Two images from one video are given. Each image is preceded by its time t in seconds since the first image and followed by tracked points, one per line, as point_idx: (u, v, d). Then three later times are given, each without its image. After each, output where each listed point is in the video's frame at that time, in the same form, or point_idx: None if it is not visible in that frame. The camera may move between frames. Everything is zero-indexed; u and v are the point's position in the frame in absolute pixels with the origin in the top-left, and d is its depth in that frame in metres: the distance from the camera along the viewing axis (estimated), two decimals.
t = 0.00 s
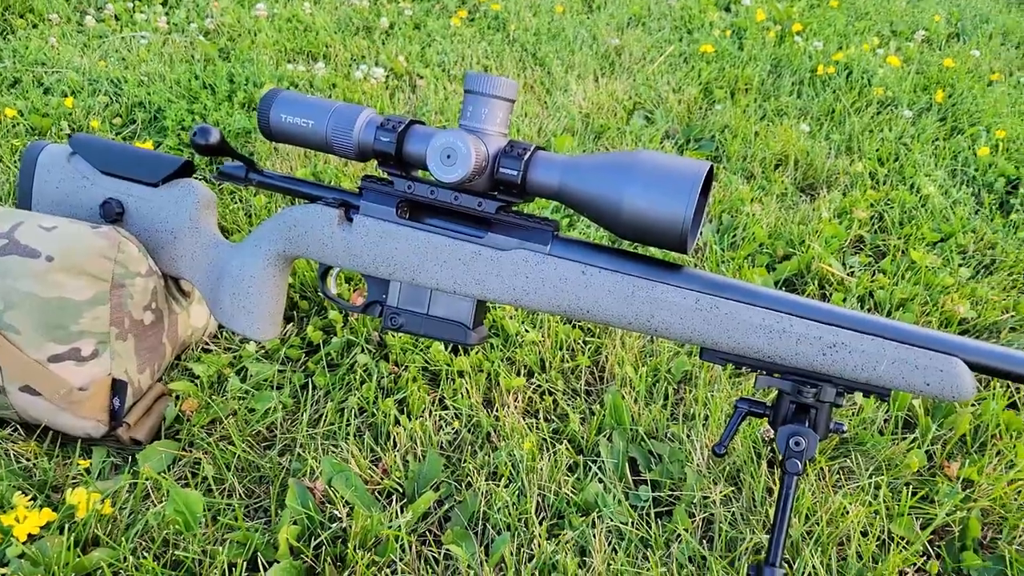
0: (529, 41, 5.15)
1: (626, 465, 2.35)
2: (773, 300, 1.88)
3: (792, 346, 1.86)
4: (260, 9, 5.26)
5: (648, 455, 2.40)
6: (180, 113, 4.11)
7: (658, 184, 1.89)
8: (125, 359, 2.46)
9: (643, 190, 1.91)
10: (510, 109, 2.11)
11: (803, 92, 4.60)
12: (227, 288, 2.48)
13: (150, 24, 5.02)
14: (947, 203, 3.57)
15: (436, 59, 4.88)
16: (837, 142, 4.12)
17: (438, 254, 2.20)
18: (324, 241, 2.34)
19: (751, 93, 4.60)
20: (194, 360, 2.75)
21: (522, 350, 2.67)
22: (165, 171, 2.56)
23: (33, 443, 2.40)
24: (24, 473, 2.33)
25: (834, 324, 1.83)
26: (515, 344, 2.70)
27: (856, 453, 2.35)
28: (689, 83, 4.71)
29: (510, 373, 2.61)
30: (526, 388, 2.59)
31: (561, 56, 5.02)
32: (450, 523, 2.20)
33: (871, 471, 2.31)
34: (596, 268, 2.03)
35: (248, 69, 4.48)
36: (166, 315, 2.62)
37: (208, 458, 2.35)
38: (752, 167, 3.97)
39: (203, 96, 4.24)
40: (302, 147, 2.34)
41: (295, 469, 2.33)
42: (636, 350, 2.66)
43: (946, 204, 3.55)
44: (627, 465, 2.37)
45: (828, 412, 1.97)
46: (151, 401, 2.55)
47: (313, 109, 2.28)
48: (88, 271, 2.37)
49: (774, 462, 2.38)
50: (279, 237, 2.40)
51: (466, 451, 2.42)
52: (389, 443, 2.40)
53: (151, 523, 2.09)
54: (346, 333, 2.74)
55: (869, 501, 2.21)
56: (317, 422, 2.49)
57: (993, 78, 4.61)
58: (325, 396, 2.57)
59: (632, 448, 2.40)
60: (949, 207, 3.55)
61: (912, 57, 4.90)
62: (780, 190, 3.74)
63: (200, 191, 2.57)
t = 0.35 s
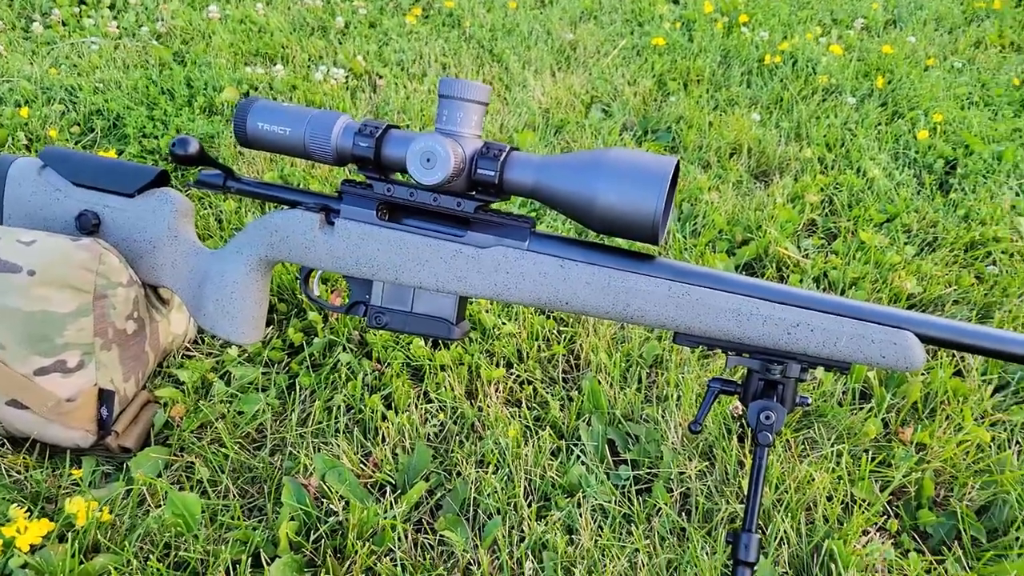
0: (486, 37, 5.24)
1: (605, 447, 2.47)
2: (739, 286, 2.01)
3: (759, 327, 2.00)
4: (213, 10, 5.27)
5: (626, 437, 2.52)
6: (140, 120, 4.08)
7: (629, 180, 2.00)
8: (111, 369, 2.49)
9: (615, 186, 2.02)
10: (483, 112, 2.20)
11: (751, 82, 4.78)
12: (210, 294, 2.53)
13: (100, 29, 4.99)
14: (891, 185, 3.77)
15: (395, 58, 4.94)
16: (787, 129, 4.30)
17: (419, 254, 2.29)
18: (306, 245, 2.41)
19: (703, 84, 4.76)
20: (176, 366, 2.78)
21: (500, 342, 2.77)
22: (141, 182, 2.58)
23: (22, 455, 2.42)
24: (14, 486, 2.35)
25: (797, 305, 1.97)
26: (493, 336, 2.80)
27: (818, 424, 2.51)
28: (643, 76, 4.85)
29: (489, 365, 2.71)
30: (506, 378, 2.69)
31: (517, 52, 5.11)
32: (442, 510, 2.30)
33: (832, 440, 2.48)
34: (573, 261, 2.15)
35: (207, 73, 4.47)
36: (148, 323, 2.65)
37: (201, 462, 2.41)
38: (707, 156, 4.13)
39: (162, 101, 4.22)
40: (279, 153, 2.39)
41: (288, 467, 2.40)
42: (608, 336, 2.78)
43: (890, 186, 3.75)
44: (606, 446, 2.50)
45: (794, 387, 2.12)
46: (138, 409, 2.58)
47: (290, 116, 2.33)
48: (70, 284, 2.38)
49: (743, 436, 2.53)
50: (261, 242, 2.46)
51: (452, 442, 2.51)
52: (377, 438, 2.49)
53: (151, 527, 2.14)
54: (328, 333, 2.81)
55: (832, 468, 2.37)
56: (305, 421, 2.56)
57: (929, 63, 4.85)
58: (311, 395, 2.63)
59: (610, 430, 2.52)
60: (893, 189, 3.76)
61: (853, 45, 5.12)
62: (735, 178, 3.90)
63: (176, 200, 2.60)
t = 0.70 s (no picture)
0: (446, 32, 5.34)
1: (583, 422, 2.61)
2: (704, 264, 2.16)
3: (723, 301, 2.15)
4: (171, 11, 5.33)
5: (602, 411, 2.67)
6: (106, 124, 4.09)
7: (599, 168, 2.13)
8: (100, 368, 2.55)
9: (585, 174, 2.14)
10: (457, 107, 2.31)
11: (705, 69, 4.96)
12: (196, 291, 2.60)
13: (55, 32, 5.06)
14: (840, 165, 3.98)
15: (357, 54, 5.01)
16: (740, 115, 4.48)
17: (401, 245, 2.39)
18: (289, 240, 2.49)
19: (658, 73, 4.92)
20: (162, 364, 2.85)
21: (477, 327, 2.88)
22: (120, 186, 2.64)
23: (17, 457, 2.47)
24: (11, 486, 2.41)
25: (757, 279, 2.13)
26: (470, 321, 2.91)
27: (780, 391, 2.69)
28: (601, 66, 4.99)
29: (469, 349, 2.82)
30: (485, 361, 2.81)
31: (477, 45, 5.21)
32: (432, 488, 2.41)
33: (793, 405, 2.65)
34: (548, 247, 2.28)
35: (170, 74, 4.49)
36: (133, 323, 2.71)
37: (195, 454, 2.48)
38: (666, 142, 4.29)
39: (126, 104, 4.23)
40: (259, 153, 2.47)
41: (280, 455, 2.49)
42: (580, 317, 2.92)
43: (838, 166, 3.96)
44: (584, 421, 2.64)
45: (757, 354, 2.27)
46: (127, 406, 2.64)
47: (269, 116, 2.41)
48: (57, 287, 2.43)
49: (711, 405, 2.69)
50: (244, 239, 2.53)
51: (437, 424, 2.63)
52: (365, 423, 2.59)
53: (152, 517, 2.22)
54: (310, 326, 2.89)
55: (794, 431, 2.54)
56: (294, 411, 2.65)
57: (871, 47, 5.07)
58: (298, 386, 2.72)
59: (587, 406, 2.66)
60: (841, 169, 3.96)
61: (799, 31, 5.33)
62: (692, 163, 4.07)
63: (157, 201, 2.66)
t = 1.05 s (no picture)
0: (416, 37, 5.45)
1: (572, 412, 2.76)
2: (683, 260, 2.33)
3: (702, 294, 2.32)
4: (140, 21, 5.41)
5: (589, 401, 2.82)
6: (86, 138, 4.14)
7: (583, 174, 2.28)
8: (105, 380, 2.63)
9: (571, 179, 2.28)
10: (445, 119, 2.44)
11: (669, 68, 5.14)
12: (196, 302, 2.70)
13: (25, 45, 5.11)
14: (801, 158, 4.18)
15: (330, 61, 5.10)
16: (705, 111, 4.67)
17: (396, 251, 2.52)
18: (287, 250, 2.60)
19: (625, 73, 5.09)
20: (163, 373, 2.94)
21: (467, 326, 3.02)
22: (118, 203, 2.71)
23: (28, 469, 2.55)
24: (25, 497, 2.49)
25: (733, 272, 2.30)
26: (460, 321, 3.05)
27: (755, 375, 2.87)
28: (569, 68, 5.15)
29: (461, 347, 2.96)
30: (477, 358, 2.95)
31: (448, 49, 5.34)
32: (433, 481, 2.55)
33: (768, 388, 2.83)
34: (538, 248, 2.43)
35: (146, 86, 4.55)
36: (134, 335, 2.79)
37: (204, 458, 2.59)
38: (635, 140, 4.46)
39: (105, 117, 4.28)
40: (255, 167, 2.57)
41: (287, 455, 2.60)
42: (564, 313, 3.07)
43: (800, 159, 4.16)
44: (573, 411, 2.79)
45: (734, 342, 2.44)
46: (132, 415, 2.73)
47: (263, 132, 2.51)
48: (62, 302, 2.51)
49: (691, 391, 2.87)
50: (242, 250, 2.64)
51: (434, 419, 2.76)
52: (366, 422, 2.71)
53: (169, 519, 2.32)
54: (306, 331, 3.00)
55: (770, 412, 2.72)
56: (296, 413, 2.76)
57: (825, 42, 5.30)
58: (298, 389, 2.83)
59: (575, 397, 2.82)
60: (803, 162, 4.17)
61: (758, 28, 5.54)
62: (662, 160, 4.25)
63: (154, 216, 2.74)
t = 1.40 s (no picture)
0: (394, 46, 5.60)
1: (561, 405, 2.95)
2: (662, 261, 2.53)
3: (680, 291, 2.52)
4: (121, 36, 5.51)
5: (576, 394, 3.01)
6: (77, 153, 4.24)
7: (568, 184, 2.46)
8: (118, 388, 2.76)
9: (556, 189, 2.46)
10: (437, 135, 2.60)
11: (640, 73, 5.35)
12: (204, 311, 2.84)
13: (8, 62, 5.19)
14: (767, 159, 4.41)
15: (311, 72, 5.23)
16: (675, 115, 4.89)
17: (394, 259, 2.68)
18: (290, 261, 2.75)
19: (598, 79, 5.29)
20: (170, 379, 3.07)
21: (459, 326, 3.19)
22: (125, 219, 2.85)
23: (48, 475, 2.68)
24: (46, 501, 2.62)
25: (708, 271, 2.50)
26: (452, 322, 3.22)
27: (730, 365, 3.08)
28: (544, 74, 5.33)
29: (454, 347, 3.13)
30: (469, 357, 3.12)
31: (425, 58, 5.49)
32: (434, 473, 2.72)
33: (742, 377, 3.04)
34: (527, 254, 2.61)
35: (133, 101, 4.65)
36: (142, 344, 2.92)
37: (216, 459, 2.73)
38: (610, 144, 4.65)
39: (94, 133, 4.38)
40: (257, 182, 2.71)
41: (294, 454, 2.75)
42: (550, 313, 3.25)
43: (766, 160, 4.39)
44: (562, 404, 2.98)
45: (711, 334, 2.65)
46: (145, 420, 2.85)
47: (265, 149, 2.65)
48: (77, 315, 2.64)
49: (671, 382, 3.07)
50: (247, 262, 2.78)
51: (432, 416, 2.93)
52: (368, 420, 2.87)
53: (189, 517, 2.46)
54: (305, 336, 3.15)
55: (744, 398, 2.93)
56: (300, 414, 2.91)
57: (787, 46, 5.54)
58: (301, 391, 2.98)
59: (563, 390, 3.00)
60: (769, 162, 4.39)
61: (723, 33, 5.77)
62: (635, 164, 4.45)
63: (159, 231, 2.88)
